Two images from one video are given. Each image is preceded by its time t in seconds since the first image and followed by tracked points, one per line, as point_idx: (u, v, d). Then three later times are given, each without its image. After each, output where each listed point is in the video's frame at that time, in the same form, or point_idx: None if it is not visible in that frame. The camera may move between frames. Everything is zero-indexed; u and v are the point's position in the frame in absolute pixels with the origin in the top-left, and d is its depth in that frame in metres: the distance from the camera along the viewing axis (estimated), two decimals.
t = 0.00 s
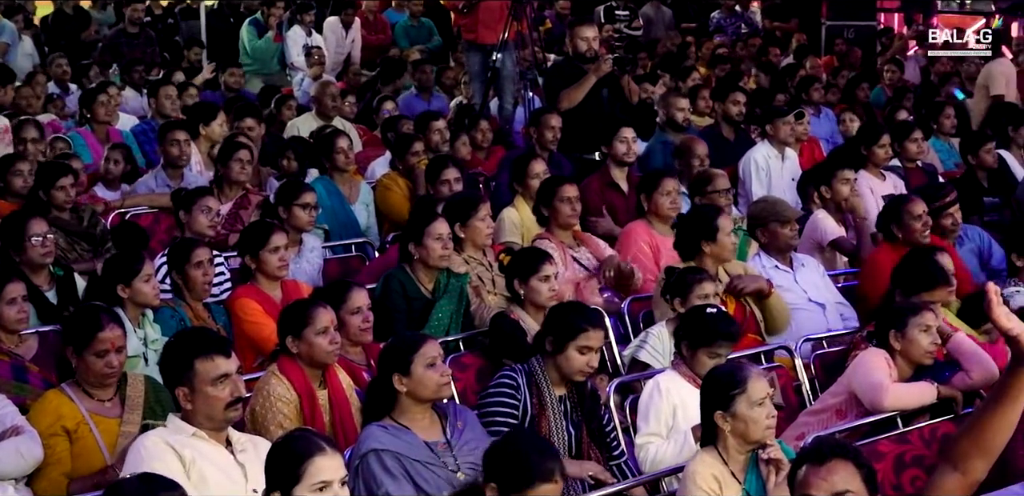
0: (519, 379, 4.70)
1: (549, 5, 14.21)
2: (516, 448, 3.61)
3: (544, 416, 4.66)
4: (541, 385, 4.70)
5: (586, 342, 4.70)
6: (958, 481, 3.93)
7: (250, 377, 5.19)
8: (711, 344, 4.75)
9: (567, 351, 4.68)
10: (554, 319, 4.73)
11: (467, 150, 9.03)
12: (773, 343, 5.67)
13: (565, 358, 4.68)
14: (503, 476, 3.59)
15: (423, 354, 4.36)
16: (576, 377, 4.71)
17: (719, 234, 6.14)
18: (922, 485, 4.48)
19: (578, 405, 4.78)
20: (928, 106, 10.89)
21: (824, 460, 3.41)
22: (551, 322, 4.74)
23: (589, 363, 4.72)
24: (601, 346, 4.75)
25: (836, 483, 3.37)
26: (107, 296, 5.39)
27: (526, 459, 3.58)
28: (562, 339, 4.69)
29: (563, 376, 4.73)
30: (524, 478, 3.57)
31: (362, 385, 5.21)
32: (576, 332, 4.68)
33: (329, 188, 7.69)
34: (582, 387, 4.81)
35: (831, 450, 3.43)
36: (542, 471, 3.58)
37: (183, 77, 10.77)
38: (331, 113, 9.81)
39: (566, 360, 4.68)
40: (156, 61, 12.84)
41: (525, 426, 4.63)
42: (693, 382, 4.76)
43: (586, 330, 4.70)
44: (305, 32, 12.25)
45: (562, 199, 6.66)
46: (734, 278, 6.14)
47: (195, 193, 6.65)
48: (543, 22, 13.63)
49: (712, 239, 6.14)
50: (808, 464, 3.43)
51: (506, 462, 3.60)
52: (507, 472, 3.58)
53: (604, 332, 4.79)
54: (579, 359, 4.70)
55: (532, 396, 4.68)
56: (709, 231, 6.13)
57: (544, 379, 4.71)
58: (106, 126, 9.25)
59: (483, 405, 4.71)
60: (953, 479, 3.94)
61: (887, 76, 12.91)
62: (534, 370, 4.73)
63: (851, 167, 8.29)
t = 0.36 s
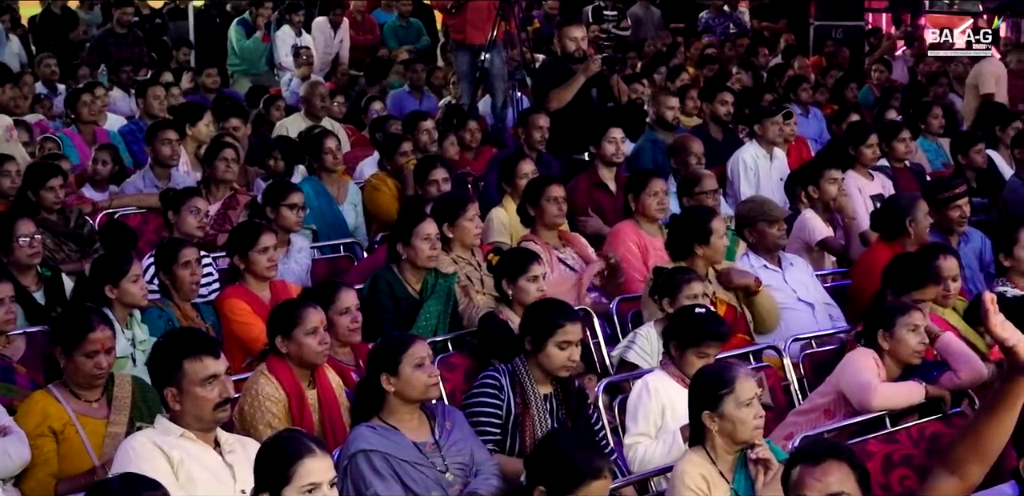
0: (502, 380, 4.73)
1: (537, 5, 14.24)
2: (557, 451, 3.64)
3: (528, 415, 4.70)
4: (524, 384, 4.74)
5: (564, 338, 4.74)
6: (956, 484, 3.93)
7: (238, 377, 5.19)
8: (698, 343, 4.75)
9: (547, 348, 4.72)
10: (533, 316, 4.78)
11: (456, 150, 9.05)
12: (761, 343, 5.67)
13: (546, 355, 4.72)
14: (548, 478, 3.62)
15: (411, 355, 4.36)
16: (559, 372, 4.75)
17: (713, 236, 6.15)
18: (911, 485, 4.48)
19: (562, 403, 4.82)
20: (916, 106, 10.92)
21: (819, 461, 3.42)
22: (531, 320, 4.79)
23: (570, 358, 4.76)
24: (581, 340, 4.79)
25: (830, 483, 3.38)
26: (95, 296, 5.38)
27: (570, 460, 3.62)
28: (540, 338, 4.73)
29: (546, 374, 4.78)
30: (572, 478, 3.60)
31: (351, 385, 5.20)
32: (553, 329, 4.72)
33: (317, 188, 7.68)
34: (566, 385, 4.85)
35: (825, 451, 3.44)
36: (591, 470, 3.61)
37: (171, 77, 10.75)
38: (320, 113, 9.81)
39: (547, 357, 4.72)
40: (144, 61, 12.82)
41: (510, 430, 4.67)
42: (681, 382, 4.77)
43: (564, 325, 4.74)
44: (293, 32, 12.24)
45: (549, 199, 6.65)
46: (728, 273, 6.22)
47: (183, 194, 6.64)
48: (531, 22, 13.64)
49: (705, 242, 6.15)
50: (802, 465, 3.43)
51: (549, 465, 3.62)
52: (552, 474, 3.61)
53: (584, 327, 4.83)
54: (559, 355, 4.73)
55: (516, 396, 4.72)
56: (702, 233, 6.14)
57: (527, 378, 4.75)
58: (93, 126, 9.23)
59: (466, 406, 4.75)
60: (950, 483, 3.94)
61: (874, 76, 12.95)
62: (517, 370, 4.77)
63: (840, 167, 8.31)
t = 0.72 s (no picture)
0: (491, 381, 4.73)
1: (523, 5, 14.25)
2: (575, 443, 3.66)
3: (516, 416, 4.71)
4: (513, 384, 4.74)
5: (550, 337, 4.75)
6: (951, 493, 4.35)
7: (224, 377, 5.18)
8: (686, 343, 4.77)
9: (533, 349, 4.73)
10: (517, 319, 4.78)
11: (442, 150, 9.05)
12: (748, 343, 5.68)
13: (533, 356, 4.73)
14: (571, 473, 3.64)
15: (398, 355, 4.37)
16: (548, 372, 4.76)
17: (704, 238, 6.16)
18: (898, 485, 4.52)
19: (549, 404, 4.83)
20: (902, 106, 10.95)
21: (812, 461, 3.43)
22: (516, 320, 4.79)
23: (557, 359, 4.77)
24: (566, 339, 4.79)
25: (823, 485, 3.39)
26: (81, 297, 5.36)
27: (589, 449, 3.64)
28: (526, 339, 4.74)
29: (533, 374, 4.79)
30: (591, 467, 3.62)
31: (337, 384, 5.20)
32: (539, 329, 4.73)
33: (303, 189, 7.68)
34: (552, 384, 4.86)
35: (818, 452, 3.45)
36: (607, 457, 3.63)
37: (157, 77, 10.73)
38: (307, 114, 9.80)
39: (534, 358, 4.74)
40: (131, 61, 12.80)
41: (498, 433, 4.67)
42: (669, 382, 4.77)
43: (549, 326, 4.75)
44: (279, 32, 12.23)
45: (534, 200, 6.65)
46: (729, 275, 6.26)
47: (170, 194, 6.62)
48: (518, 22, 13.65)
49: (696, 244, 6.16)
50: (795, 465, 3.44)
51: (568, 459, 3.64)
52: (572, 467, 3.63)
53: (568, 326, 4.84)
54: (546, 355, 4.74)
55: (504, 396, 4.72)
56: (694, 236, 6.14)
57: (515, 378, 4.76)
58: (79, 126, 9.20)
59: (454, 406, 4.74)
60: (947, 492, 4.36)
61: (860, 75, 12.99)
62: (505, 370, 4.77)
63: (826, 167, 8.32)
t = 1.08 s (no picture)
0: (476, 382, 4.75)
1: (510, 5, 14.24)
2: (500, 420, 3.77)
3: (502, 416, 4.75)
4: (499, 384, 4.75)
5: (533, 337, 4.73)
6: None
7: (213, 378, 5.17)
8: (673, 343, 4.76)
9: (514, 348, 4.72)
10: (502, 319, 4.77)
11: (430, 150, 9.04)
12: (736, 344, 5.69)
13: (513, 355, 4.72)
14: (502, 452, 3.74)
15: (383, 355, 4.36)
16: (527, 373, 4.75)
17: (687, 236, 6.17)
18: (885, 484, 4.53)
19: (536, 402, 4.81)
20: (889, 106, 10.98)
21: (803, 461, 3.44)
22: (501, 320, 4.78)
23: (537, 359, 4.75)
24: (549, 341, 4.77)
25: (814, 485, 3.40)
26: (67, 297, 5.35)
27: (512, 424, 3.74)
28: (508, 338, 4.73)
29: (516, 374, 4.78)
30: (517, 440, 3.71)
31: (325, 384, 5.19)
32: (521, 328, 4.72)
33: (290, 188, 7.67)
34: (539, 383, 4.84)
35: (809, 452, 3.46)
36: (530, 428, 3.73)
37: (144, 77, 10.70)
38: (294, 114, 9.79)
39: (515, 357, 4.73)
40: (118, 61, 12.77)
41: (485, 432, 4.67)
42: (656, 382, 4.77)
43: (531, 326, 4.73)
44: (265, 31, 12.22)
45: (522, 199, 6.65)
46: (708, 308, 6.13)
47: (157, 193, 6.61)
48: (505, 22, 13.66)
49: (679, 242, 6.17)
50: (786, 466, 3.45)
51: (493, 438, 3.76)
52: (502, 446, 3.73)
53: (553, 328, 4.82)
54: (525, 355, 4.73)
55: (489, 396, 4.75)
56: (677, 233, 6.15)
57: (501, 378, 4.76)
58: (64, 126, 9.18)
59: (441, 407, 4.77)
60: None
61: (847, 75, 13.02)
62: (491, 370, 4.78)
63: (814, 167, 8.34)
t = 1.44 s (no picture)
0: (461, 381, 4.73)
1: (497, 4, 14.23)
2: (423, 397, 3.82)
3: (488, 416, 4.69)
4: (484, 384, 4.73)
5: (520, 337, 4.74)
6: None
7: (200, 378, 5.17)
8: (659, 342, 4.76)
9: (499, 349, 4.72)
10: (488, 320, 4.78)
11: (415, 149, 9.03)
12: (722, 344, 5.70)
13: (498, 355, 4.72)
14: (428, 423, 3.76)
15: (368, 355, 4.36)
16: (513, 373, 4.74)
17: (661, 232, 6.15)
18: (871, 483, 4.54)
19: (522, 402, 4.78)
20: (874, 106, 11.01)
21: (791, 462, 3.44)
22: (488, 320, 4.80)
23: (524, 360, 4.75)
24: (534, 342, 4.78)
25: (801, 487, 3.40)
26: (52, 297, 5.33)
27: (434, 397, 3.79)
28: (494, 338, 4.74)
29: (502, 374, 4.77)
30: (439, 410, 3.75)
31: (311, 384, 5.19)
32: (507, 329, 4.73)
33: (276, 188, 7.66)
34: (525, 384, 4.82)
35: (798, 453, 3.46)
36: (452, 398, 3.79)
37: (129, 77, 10.67)
38: (280, 114, 9.77)
39: (500, 357, 4.72)
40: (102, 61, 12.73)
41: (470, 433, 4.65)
42: (643, 382, 4.77)
43: (516, 326, 4.74)
44: (250, 31, 12.20)
45: (510, 198, 6.64)
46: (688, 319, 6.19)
47: (142, 194, 6.59)
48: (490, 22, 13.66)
49: (654, 238, 6.16)
50: (774, 467, 3.45)
51: (419, 411, 3.79)
52: (426, 419, 3.76)
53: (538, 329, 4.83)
54: (511, 356, 4.73)
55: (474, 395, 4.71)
56: (651, 229, 6.15)
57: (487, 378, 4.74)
58: (49, 126, 9.15)
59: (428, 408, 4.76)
60: None
61: (834, 75, 13.05)
62: (477, 370, 4.76)
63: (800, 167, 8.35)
